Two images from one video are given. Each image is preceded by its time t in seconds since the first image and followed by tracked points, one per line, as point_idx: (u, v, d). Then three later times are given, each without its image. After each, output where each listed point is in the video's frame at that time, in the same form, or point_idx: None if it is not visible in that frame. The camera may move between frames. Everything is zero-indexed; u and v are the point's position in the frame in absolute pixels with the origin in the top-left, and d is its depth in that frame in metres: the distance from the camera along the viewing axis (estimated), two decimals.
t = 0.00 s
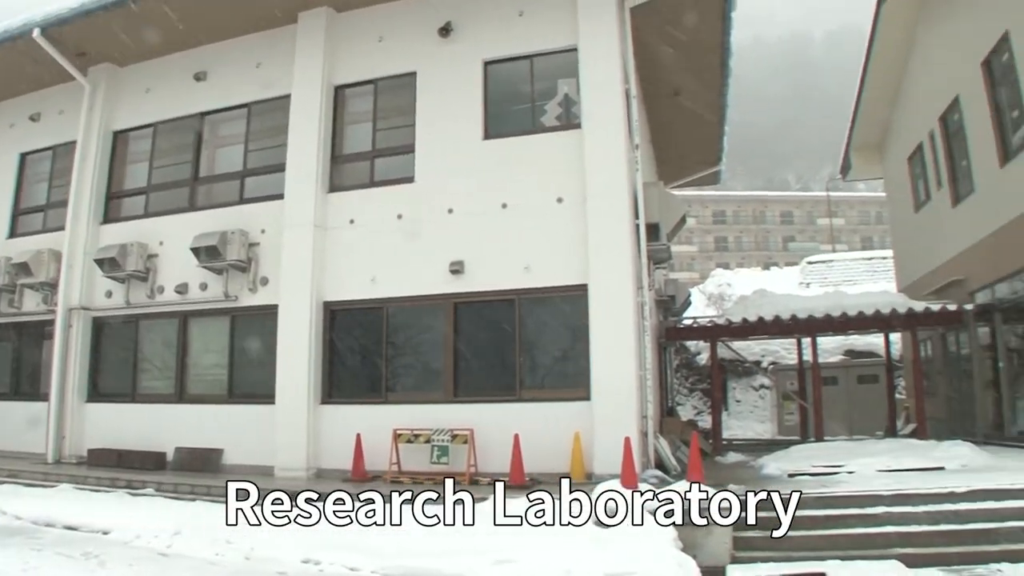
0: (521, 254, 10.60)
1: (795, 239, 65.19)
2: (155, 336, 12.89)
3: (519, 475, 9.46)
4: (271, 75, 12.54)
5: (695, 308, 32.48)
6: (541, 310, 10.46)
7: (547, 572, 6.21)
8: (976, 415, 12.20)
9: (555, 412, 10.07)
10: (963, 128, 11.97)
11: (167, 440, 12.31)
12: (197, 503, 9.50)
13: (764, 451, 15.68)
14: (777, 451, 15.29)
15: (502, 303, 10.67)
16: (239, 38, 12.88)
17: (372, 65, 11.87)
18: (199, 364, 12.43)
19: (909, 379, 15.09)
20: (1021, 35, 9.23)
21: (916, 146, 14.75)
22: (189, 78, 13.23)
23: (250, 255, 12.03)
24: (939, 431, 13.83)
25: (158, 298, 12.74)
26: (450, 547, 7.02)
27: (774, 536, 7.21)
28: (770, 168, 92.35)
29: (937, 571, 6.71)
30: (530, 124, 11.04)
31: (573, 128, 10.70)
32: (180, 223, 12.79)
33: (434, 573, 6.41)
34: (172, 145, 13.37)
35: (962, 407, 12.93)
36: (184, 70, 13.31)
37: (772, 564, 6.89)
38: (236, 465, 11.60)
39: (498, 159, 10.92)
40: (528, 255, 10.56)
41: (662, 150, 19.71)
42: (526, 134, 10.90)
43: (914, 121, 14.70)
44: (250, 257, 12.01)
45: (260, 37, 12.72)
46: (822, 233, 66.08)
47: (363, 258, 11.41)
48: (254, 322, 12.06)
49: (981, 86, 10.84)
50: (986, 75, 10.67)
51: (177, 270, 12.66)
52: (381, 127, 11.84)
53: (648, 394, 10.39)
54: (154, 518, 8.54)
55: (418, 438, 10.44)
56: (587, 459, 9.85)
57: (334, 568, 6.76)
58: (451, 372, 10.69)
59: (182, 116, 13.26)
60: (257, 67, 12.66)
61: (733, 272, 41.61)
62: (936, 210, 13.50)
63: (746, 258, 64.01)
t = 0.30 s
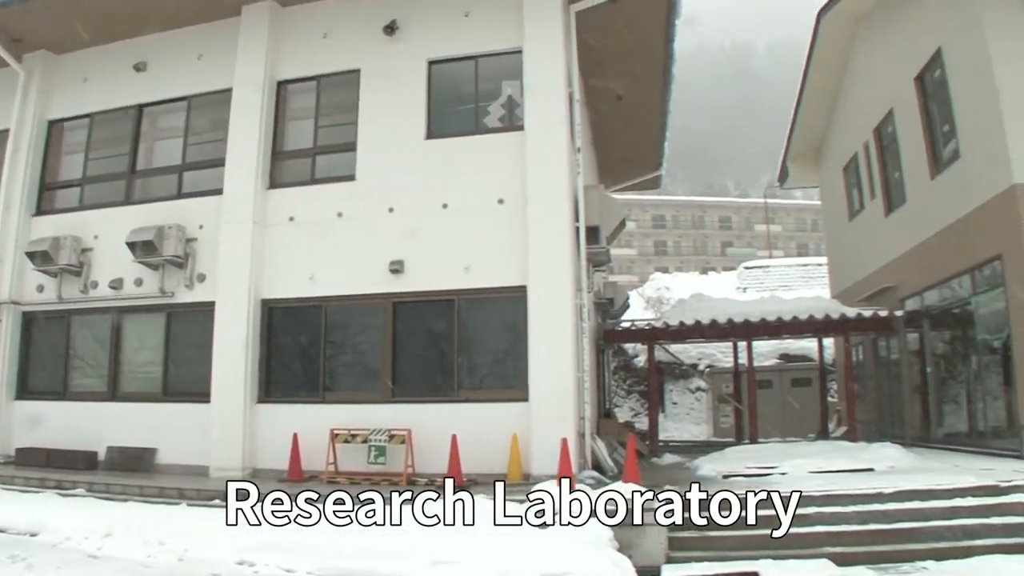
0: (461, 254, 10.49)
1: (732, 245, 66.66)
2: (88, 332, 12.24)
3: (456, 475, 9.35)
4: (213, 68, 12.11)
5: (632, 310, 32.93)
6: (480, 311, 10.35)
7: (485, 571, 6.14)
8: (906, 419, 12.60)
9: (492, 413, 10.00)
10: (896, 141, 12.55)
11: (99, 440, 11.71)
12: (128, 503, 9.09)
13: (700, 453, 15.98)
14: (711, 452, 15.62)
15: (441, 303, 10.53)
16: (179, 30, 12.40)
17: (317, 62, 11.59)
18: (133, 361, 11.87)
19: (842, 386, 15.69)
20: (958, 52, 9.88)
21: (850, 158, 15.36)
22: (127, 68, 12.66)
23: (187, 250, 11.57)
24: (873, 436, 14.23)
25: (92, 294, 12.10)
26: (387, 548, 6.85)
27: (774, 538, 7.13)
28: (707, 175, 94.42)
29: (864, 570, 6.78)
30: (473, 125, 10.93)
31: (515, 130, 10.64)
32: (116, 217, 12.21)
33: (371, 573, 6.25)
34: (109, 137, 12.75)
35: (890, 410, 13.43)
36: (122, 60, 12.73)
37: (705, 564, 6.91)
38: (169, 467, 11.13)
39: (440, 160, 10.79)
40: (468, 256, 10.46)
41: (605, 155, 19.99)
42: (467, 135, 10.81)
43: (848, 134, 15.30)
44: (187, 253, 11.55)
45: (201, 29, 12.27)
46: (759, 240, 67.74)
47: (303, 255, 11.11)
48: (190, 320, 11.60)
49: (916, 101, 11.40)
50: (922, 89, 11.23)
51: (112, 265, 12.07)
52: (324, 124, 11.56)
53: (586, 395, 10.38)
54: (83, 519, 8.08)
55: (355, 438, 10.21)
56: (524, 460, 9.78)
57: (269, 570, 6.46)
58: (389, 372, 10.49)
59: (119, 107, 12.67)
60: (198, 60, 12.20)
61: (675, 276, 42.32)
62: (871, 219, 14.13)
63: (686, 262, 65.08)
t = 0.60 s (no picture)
0: (392, 254, 10.33)
1: (663, 249, 67.98)
2: (6, 327, 11.53)
3: (385, 475, 9.24)
4: (145, 57, 11.61)
5: (563, 313, 33.22)
6: (411, 311, 10.21)
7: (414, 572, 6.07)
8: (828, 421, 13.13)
9: (419, 415, 9.86)
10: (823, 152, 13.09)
11: (14, 442, 11.06)
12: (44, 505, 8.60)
13: (628, 454, 16.25)
14: (639, 453, 15.92)
15: (371, 302, 10.34)
16: (108, 16, 11.85)
17: (252, 55, 11.24)
18: (54, 358, 11.24)
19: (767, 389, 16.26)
20: (883, 67, 10.37)
21: (778, 167, 15.90)
22: (53, 53, 12.03)
23: (114, 244, 11.05)
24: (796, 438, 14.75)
25: (11, 287, 11.40)
26: (314, 549, 6.69)
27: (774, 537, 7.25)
28: (638, 180, 96.12)
29: (786, 568, 6.96)
30: (407, 124, 10.77)
31: (450, 131, 10.53)
32: (38, 207, 11.55)
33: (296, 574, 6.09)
34: (33, 124, 12.06)
35: (813, 413, 13.96)
36: (48, 44, 12.08)
37: (631, 564, 7.01)
38: (89, 471, 10.59)
39: (374, 159, 10.60)
40: (399, 255, 10.30)
41: (539, 159, 20.13)
42: (400, 134, 10.66)
43: (777, 143, 15.83)
44: (113, 247, 11.03)
45: (131, 17, 11.75)
46: (689, 245, 69.34)
47: (232, 251, 10.75)
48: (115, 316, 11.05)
49: (843, 114, 11.92)
50: (849, 103, 11.76)
51: (35, 258, 11.42)
52: (257, 118, 11.22)
53: (514, 396, 10.36)
54: None
55: (283, 438, 9.92)
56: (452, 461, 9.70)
57: (192, 571, 6.17)
58: (318, 371, 10.25)
59: (44, 93, 12.01)
60: (129, 49, 11.67)
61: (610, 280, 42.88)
62: (798, 226, 14.67)
63: (618, 266, 65.90)
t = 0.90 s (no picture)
0: (323, 251, 10.13)
1: (595, 252, 68.88)
2: None
3: (314, 476, 9.04)
4: (74, 42, 11.07)
5: (496, 314, 33.32)
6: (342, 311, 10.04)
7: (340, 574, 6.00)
8: (754, 423, 13.57)
9: (350, 415, 9.71)
10: (753, 160, 13.55)
11: None
12: None
13: (558, 455, 16.43)
14: (569, 454, 16.13)
15: (302, 300, 10.13)
16: None
17: (185, 45, 10.87)
18: None
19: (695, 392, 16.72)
20: (814, 80, 10.81)
21: (711, 174, 16.35)
22: None
23: (38, 236, 10.48)
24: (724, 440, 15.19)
25: None
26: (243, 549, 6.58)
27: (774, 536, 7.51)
28: (571, 184, 97.12)
29: (712, 568, 7.14)
30: (342, 121, 10.60)
31: (385, 129, 10.41)
32: None
33: None
34: None
35: (740, 418, 14.45)
36: None
37: (560, 564, 7.12)
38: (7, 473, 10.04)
39: (308, 155, 10.39)
40: (330, 253, 10.12)
41: (476, 160, 20.14)
42: (334, 131, 10.47)
43: (710, 151, 16.29)
44: (38, 239, 10.46)
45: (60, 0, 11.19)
46: (621, 249, 70.46)
47: (159, 244, 10.37)
48: (37, 311, 10.48)
49: (773, 125, 12.38)
50: (779, 114, 12.22)
51: None
52: (190, 110, 10.85)
53: (445, 398, 10.29)
54: None
55: (210, 437, 9.59)
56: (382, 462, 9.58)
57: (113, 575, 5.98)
58: (247, 369, 9.98)
59: None
60: (60, 34, 11.10)
61: (545, 283, 43.21)
62: (728, 233, 15.13)
63: (551, 267, 66.12)
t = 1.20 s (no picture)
0: (245, 250, 9.91)
1: (520, 258, 69.35)
2: None
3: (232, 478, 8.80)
4: None
5: (421, 318, 33.20)
6: (264, 312, 9.83)
7: None
8: (674, 429, 14.00)
9: (270, 418, 9.52)
10: (677, 171, 14.01)
11: None
12: None
13: (480, 460, 16.53)
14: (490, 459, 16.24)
15: (222, 300, 9.87)
16: None
17: (108, 35, 10.46)
18: None
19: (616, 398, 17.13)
20: (739, 96, 11.27)
21: (636, 183, 16.80)
22: None
23: None
24: (645, 446, 15.58)
25: None
26: (159, 555, 6.42)
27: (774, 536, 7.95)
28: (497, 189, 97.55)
29: (630, 571, 7.36)
30: (267, 119, 10.38)
31: (311, 129, 10.25)
32: None
33: None
34: None
35: (660, 425, 14.88)
36: None
37: (481, 569, 7.25)
38: None
39: (233, 152, 10.14)
40: (253, 252, 9.90)
41: (404, 162, 20.00)
42: (260, 129, 10.25)
43: (635, 161, 16.73)
44: None
45: None
46: (546, 256, 71.14)
47: (74, 240, 9.94)
48: None
49: (698, 138, 12.85)
50: (704, 127, 12.70)
51: None
52: (112, 102, 10.45)
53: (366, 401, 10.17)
54: None
55: (125, 440, 9.24)
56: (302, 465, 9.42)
57: None
58: (165, 370, 9.66)
59: None
60: None
61: (472, 288, 43.25)
62: (651, 242, 15.57)
63: (474, 273, 66.89)
